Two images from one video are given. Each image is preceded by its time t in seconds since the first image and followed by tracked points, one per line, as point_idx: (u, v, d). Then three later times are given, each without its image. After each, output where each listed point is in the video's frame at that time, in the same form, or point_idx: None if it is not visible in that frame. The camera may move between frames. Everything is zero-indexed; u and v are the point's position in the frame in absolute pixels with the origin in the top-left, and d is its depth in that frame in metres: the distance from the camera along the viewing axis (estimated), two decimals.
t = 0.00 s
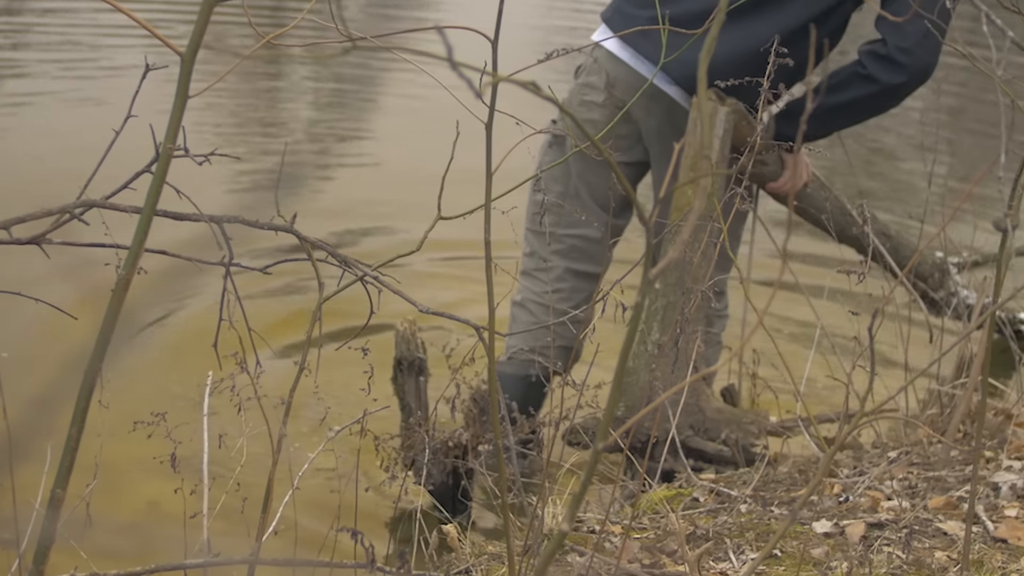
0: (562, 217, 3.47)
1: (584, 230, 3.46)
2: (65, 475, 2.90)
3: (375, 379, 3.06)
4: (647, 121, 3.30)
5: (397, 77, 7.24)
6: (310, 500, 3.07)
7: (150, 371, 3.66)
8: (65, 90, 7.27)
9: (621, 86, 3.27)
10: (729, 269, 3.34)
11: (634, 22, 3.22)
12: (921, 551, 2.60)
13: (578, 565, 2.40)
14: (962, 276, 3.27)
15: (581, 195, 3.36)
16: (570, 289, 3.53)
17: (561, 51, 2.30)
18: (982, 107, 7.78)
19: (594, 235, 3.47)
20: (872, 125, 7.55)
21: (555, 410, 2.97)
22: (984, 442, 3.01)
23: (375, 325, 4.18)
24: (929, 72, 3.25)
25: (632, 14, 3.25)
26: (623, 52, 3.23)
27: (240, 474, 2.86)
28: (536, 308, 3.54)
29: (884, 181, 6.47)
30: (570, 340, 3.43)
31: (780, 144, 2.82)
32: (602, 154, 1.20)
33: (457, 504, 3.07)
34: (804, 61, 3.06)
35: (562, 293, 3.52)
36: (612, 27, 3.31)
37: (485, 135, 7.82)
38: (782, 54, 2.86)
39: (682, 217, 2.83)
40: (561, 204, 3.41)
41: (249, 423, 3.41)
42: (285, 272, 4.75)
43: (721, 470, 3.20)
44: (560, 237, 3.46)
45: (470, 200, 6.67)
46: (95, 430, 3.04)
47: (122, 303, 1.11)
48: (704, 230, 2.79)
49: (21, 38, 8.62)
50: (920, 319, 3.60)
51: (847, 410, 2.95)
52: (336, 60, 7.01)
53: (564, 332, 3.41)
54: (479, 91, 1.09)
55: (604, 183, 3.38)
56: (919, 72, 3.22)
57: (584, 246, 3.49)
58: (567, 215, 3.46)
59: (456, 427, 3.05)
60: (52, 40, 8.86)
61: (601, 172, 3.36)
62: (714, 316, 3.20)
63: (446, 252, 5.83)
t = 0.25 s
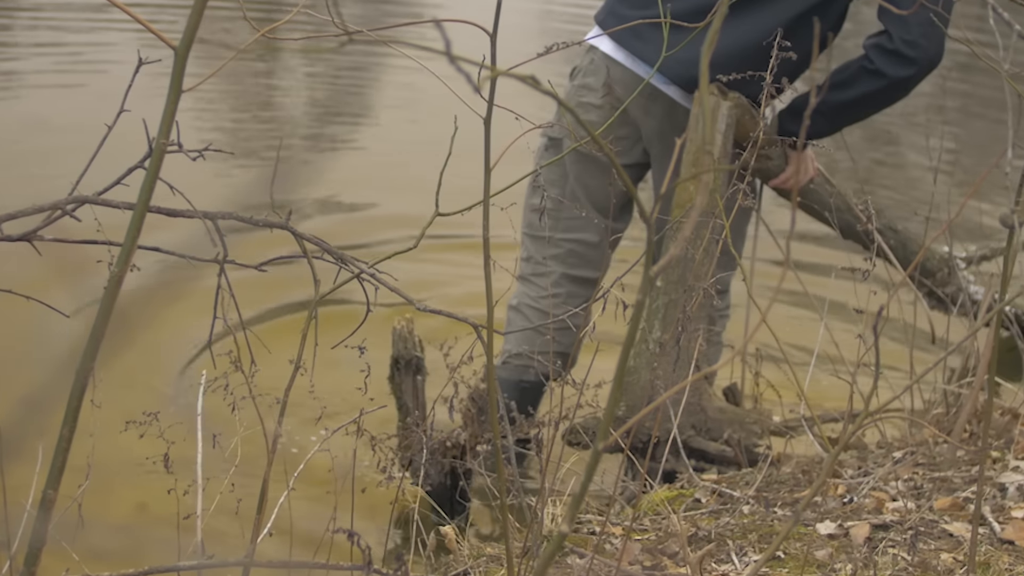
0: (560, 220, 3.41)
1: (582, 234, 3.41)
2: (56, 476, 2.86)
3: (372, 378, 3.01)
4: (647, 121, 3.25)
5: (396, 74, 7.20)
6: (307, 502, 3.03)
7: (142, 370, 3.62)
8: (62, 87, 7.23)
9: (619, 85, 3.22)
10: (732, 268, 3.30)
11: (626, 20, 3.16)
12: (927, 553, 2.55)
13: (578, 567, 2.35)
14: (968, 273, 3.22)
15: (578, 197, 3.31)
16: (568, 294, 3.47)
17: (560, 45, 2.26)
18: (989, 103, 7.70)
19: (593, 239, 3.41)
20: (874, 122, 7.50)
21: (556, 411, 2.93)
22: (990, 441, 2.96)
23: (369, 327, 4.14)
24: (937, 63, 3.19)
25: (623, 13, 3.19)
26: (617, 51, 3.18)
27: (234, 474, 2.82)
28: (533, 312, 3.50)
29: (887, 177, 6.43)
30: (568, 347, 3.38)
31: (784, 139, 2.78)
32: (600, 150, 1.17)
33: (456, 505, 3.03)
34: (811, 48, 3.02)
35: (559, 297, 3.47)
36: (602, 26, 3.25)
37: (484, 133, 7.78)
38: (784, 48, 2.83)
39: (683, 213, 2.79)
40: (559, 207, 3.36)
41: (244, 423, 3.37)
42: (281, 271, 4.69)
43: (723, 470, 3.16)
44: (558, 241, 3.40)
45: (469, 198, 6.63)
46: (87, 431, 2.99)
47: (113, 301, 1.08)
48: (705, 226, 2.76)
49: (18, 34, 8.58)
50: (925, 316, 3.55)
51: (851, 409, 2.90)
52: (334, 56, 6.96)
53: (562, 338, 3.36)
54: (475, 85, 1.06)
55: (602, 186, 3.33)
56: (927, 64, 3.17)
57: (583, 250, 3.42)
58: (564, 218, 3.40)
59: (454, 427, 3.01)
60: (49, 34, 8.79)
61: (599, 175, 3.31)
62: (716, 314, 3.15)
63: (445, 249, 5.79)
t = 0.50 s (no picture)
0: (555, 217, 3.35)
1: (577, 230, 3.36)
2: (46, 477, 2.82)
3: (368, 377, 2.96)
4: (644, 116, 3.18)
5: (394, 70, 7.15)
6: (302, 503, 2.98)
7: (135, 368, 3.57)
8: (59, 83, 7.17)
9: (618, 79, 3.14)
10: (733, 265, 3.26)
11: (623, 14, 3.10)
12: (933, 554, 2.50)
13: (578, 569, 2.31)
14: (973, 271, 3.17)
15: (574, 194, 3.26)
16: (563, 291, 3.43)
17: (560, 39, 2.20)
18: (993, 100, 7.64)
19: (588, 236, 3.37)
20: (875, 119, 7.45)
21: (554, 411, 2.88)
22: (996, 441, 2.92)
23: (365, 325, 4.10)
24: (932, 62, 3.16)
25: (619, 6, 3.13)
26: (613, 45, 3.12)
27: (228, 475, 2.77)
28: (528, 310, 3.45)
29: (889, 174, 6.37)
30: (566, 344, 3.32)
31: (785, 135, 2.73)
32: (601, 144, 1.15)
33: (453, 506, 2.98)
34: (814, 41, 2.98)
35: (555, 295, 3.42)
36: (598, 20, 3.20)
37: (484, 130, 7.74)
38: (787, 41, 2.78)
39: (684, 209, 2.74)
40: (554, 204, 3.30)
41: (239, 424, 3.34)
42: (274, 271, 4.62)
43: (724, 470, 3.11)
44: (553, 238, 3.35)
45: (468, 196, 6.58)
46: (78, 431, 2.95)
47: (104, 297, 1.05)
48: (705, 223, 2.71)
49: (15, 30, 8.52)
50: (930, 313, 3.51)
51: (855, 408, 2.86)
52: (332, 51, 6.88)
53: (560, 335, 3.30)
54: (473, 80, 1.03)
55: (598, 183, 3.29)
56: (921, 62, 3.13)
57: (578, 248, 3.38)
58: (560, 215, 3.35)
59: (451, 426, 2.96)
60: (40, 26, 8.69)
61: (594, 172, 3.27)
62: (716, 312, 3.10)
63: (443, 247, 5.74)
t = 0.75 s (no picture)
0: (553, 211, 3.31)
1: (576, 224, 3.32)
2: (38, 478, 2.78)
3: (365, 376, 2.92)
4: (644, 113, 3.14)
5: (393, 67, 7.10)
6: (298, 504, 2.94)
7: (128, 368, 3.53)
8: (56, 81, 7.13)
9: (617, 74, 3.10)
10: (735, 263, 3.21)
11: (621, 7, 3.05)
12: (939, 556, 2.46)
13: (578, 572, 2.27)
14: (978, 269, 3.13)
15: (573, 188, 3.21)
16: (562, 285, 3.39)
17: (559, 33, 2.15)
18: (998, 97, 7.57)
19: (587, 229, 3.33)
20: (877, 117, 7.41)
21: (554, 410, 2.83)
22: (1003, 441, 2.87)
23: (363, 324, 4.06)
24: (923, 61, 3.11)
25: None
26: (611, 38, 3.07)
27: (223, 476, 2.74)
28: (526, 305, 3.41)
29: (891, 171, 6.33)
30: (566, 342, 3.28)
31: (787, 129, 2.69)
32: (601, 139, 1.12)
33: (452, 507, 2.94)
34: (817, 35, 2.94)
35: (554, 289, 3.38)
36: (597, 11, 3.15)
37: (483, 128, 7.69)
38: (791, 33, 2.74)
39: (685, 206, 2.70)
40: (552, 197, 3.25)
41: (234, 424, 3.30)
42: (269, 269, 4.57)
43: (726, 470, 3.07)
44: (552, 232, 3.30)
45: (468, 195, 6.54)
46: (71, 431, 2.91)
47: (90, 292, 1.01)
48: (707, 219, 2.67)
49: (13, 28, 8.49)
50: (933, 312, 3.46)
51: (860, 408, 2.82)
52: (330, 49, 6.84)
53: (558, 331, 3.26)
54: (469, 66, 0.99)
55: (597, 176, 3.24)
56: (913, 60, 3.08)
57: (577, 241, 3.33)
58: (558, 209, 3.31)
59: (449, 426, 2.92)
60: (39, 24, 8.65)
61: (593, 165, 3.22)
62: (718, 310, 3.06)
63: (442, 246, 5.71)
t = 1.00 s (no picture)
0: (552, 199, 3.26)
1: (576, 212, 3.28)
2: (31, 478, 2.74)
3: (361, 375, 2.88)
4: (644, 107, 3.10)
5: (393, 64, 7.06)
6: (295, 505, 2.90)
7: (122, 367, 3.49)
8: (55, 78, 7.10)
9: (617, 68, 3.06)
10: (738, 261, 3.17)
11: None
12: (944, 558, 2.42)
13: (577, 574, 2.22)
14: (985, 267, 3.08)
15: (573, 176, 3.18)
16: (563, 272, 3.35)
17: (559, 25, 2.10)
18: (1004, 94, 7.50)
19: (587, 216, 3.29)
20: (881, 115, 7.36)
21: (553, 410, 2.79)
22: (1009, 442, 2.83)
23: (362, 322, 4.01)
24: (912, 68, 3.01)
25: None
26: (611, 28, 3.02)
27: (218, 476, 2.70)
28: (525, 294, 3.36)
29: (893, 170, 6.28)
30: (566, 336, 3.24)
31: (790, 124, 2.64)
32: (601, 134, 1.11)
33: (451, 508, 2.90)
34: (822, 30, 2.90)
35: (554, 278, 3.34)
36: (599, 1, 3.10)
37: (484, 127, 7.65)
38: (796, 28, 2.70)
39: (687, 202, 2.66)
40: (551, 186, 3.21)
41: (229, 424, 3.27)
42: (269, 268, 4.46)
43: (729, 470, 3.03)
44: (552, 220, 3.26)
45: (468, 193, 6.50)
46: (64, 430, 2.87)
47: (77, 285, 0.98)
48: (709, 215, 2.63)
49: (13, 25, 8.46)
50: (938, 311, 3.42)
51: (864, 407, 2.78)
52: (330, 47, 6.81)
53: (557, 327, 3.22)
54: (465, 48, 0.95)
55: (596, 163, 3.21)
56: (901, 64, 2.98)
57: (577, 228, 3.30)
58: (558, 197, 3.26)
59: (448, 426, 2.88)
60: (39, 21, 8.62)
61: (592, 152, 3.19)
62: (721, 308, 3.02)
63: (442, 244, 5.66)
